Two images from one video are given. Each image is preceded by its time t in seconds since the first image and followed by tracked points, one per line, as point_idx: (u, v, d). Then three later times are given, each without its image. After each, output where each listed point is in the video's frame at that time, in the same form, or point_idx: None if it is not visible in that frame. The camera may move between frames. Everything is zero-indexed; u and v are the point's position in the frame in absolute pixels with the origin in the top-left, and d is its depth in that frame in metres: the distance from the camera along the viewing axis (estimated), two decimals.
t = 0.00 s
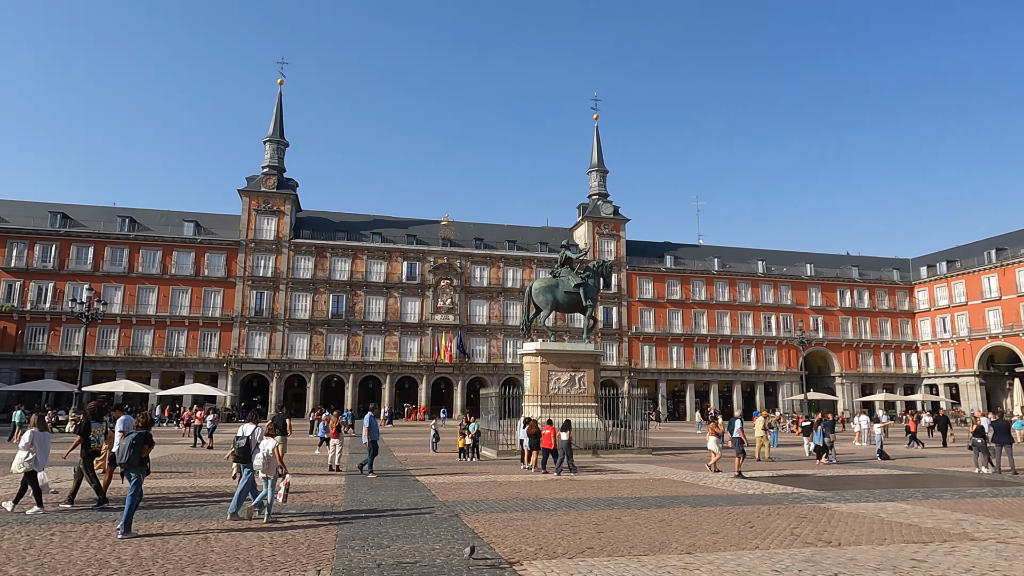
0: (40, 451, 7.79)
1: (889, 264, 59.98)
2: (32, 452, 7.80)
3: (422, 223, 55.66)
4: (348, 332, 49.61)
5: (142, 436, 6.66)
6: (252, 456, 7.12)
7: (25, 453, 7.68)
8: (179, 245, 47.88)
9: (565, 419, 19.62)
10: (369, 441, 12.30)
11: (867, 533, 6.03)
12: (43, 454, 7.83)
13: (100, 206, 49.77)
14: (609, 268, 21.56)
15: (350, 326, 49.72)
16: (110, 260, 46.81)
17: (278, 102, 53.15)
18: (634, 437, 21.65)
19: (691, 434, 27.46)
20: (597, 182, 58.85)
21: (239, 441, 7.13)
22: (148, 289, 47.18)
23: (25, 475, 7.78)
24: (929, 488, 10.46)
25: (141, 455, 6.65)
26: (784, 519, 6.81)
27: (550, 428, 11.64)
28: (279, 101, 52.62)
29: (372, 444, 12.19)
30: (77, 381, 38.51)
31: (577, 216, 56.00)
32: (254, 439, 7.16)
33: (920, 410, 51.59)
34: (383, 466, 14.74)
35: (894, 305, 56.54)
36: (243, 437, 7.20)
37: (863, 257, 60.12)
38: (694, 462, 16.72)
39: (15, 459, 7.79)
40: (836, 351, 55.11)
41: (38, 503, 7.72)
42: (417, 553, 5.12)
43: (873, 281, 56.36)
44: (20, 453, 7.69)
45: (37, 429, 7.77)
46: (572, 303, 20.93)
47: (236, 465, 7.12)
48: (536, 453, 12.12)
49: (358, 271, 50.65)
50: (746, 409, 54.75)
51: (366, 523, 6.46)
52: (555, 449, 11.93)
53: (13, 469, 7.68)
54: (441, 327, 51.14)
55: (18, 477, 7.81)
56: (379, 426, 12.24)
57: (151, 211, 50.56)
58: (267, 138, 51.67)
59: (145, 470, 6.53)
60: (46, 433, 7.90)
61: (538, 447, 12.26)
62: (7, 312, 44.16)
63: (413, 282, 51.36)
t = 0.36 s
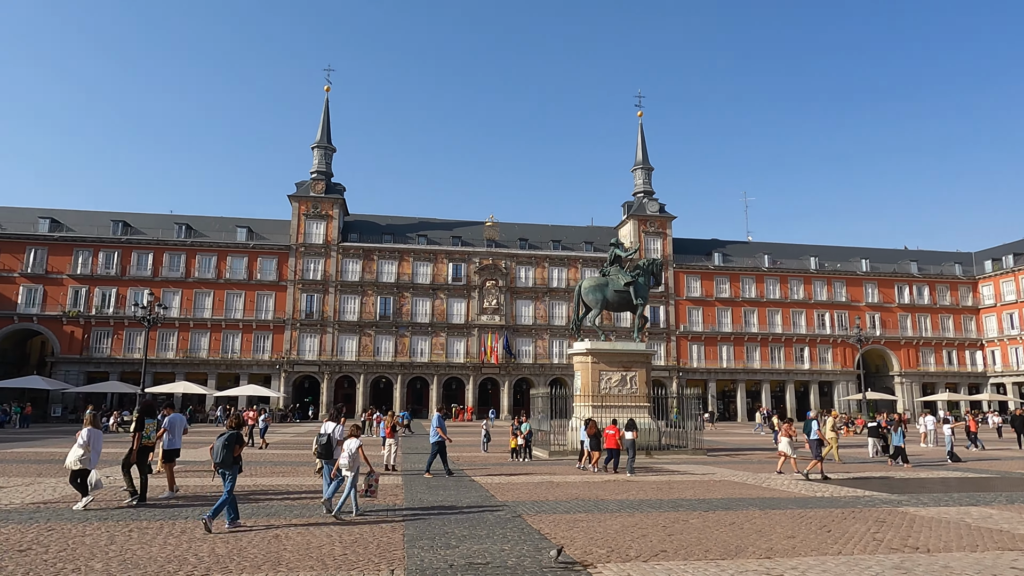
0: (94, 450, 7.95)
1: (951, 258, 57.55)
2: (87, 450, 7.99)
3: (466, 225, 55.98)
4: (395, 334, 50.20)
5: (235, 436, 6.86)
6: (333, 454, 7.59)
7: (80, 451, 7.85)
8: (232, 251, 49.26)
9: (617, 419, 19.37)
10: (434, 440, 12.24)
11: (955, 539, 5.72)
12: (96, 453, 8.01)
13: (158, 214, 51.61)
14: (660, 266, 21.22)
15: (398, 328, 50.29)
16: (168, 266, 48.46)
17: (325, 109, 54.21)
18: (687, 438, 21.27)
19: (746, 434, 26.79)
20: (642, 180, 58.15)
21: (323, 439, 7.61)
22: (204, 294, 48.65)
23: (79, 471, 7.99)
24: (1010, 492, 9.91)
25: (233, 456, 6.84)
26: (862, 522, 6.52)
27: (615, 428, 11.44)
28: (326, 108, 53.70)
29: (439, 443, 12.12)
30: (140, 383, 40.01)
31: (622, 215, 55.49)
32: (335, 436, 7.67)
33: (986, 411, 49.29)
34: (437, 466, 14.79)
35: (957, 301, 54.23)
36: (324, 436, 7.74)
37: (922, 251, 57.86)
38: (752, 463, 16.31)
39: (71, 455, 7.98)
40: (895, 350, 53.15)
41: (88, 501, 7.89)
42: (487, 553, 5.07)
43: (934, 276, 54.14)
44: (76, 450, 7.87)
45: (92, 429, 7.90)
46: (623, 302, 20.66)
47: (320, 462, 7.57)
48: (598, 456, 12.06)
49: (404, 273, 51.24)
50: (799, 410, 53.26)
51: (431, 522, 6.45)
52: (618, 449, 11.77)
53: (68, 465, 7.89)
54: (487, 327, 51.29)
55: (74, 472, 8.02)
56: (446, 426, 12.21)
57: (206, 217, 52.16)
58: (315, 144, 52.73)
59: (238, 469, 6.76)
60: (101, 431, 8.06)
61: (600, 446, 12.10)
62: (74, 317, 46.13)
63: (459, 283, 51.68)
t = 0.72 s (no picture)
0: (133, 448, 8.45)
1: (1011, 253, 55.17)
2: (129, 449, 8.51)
3: (507, 225, 56.08)
4: (437, 334, 50.51)
5: (315, 433, 7.21)
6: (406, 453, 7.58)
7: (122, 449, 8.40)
8: (278, 254, 50.32)
9: (666, 419, 19.06)
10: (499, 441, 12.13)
11: None
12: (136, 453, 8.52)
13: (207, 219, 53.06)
14: (707, 263, 20.80)
15: (440, 328, 50.60)
16: (217, 270, 49.75)
17: (367, 113, 55.01)
18: (738, 439, 20.79)
19: (798, 435, 26.10)
20: (684, 177, 57.33)
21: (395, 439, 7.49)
22: (252, 296, 49.81)
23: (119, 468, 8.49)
24: None
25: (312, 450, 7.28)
26: (941, 527, 6.21)
27: (672, 428, 11.28)
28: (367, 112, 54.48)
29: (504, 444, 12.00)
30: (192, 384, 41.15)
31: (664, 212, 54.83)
32: (409, 436, 7.52)
33: None
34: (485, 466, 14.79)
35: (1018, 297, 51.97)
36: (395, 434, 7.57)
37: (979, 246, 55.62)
38: (808, 465, 15.84)
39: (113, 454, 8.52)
40: (951, 348, 51.19)
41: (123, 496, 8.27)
42: (551, 554, 4.99)
43: (993, 271, 51.97)
44: (119, 448, 8.44)
45: (134, 429, 8.43)
46: (670, 300, 20.34)
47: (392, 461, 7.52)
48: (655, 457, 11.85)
49: (445, 274, 51.56)
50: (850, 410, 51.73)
51: (488, 521, 6.42)
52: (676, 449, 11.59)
53: (111, 461, 8.43)
54: (528, 327, 51.23)
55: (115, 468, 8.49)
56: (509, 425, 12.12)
57: (253, 222, 53.44)
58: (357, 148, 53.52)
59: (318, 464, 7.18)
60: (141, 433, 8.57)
61: (658, 446, 11.94)
62: (129, 320, 47.73)
63: (500, 284, 51.76)
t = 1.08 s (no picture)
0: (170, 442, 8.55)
1: None
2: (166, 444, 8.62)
3: (543, 222, 55.90)
4: (475, 332, 50.63)
5: (390, 432, 7.26)
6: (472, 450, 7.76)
7: (159, 444, 8.49)
8: (318, 254, 51.04)
9: (713, 417, 18.71)
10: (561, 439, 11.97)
11: None
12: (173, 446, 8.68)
13: (249, 220, 54.14)
14: (753, 257, 20.30)
15: (477, 326, 50.71)
16: (260, 269, 50.70)
17: (403, 113, 55.39)
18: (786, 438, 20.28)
19: (848, 434, 25.39)
20: (723, 170, 56.29)
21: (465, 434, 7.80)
22: (293, 295, 50.62)
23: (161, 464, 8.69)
24: None
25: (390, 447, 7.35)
26: None
27: (729, 426, 11.10)
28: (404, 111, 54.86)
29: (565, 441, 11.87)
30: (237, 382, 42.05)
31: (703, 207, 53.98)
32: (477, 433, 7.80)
33: None
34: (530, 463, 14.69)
35: None
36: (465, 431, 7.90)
37: None
38: (863, 464, 15.36)
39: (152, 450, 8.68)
40: (1006, 343, 49.26)
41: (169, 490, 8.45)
42: (617, 556, 4.86)
43: None
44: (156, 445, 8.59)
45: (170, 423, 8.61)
46: (714, 295, 19.93)
47: (462, 456, 7.79)
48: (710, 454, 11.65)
49: (483, 271, 51.64)
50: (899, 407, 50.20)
51: (547, 521, 6.31)
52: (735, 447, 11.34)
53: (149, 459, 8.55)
54: (566, 324, 51.00)
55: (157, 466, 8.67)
56: (567, 423, 11.94)
57: (293, 222, 54.33)
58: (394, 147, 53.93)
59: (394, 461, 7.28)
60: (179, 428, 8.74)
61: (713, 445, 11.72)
62: (176, 320, 48.98)
63: (537, 281, 51.60)
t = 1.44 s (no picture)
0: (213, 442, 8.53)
1: None
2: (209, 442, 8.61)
3: (583, 220, 55.58)
4: (516, 331, 50.63)
5: (461, 433, 7.27)
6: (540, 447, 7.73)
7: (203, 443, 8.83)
8: (360, 254, 51.71)
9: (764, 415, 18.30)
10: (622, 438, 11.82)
11: None
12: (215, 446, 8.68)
13: (294, 222, 55.22)
14: (804, 252, 19.74)
15: (518, 325, 50.71)
16: (304, 270, 51.64)
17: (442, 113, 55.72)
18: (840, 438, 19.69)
19: (906, 434, 24.51)
20: (767, 164, 55.08)
21: (529, 435, 7.66)
22: (336, 296, 51.38)
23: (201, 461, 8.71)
24: None
25: (463, 446, 7.38)
26: None
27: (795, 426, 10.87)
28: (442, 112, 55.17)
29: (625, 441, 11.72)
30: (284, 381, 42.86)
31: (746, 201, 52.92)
32: (543, 433, 7.64)
33: None
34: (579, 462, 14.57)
35: None
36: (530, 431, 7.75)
37: None
38: (926, 465, 14.79)
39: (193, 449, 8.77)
40: None
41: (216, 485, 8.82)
42: (690, 558, 4.73)
43: None
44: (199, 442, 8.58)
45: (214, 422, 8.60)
46: (764, 291, 19.45)
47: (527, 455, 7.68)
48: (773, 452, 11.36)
49: (523, 270, 51.59)
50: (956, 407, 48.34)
51: (610, 522, 6.20)
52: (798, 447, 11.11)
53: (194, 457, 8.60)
54: (607, 323, 50.64)
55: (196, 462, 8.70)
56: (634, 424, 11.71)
57: (335, 224, 55.18)
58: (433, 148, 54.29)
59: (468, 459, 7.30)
60: (222, 425, 8.79)
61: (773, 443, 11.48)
62: (225, 320, 50.24)
63: (578, 279, 51.32)
